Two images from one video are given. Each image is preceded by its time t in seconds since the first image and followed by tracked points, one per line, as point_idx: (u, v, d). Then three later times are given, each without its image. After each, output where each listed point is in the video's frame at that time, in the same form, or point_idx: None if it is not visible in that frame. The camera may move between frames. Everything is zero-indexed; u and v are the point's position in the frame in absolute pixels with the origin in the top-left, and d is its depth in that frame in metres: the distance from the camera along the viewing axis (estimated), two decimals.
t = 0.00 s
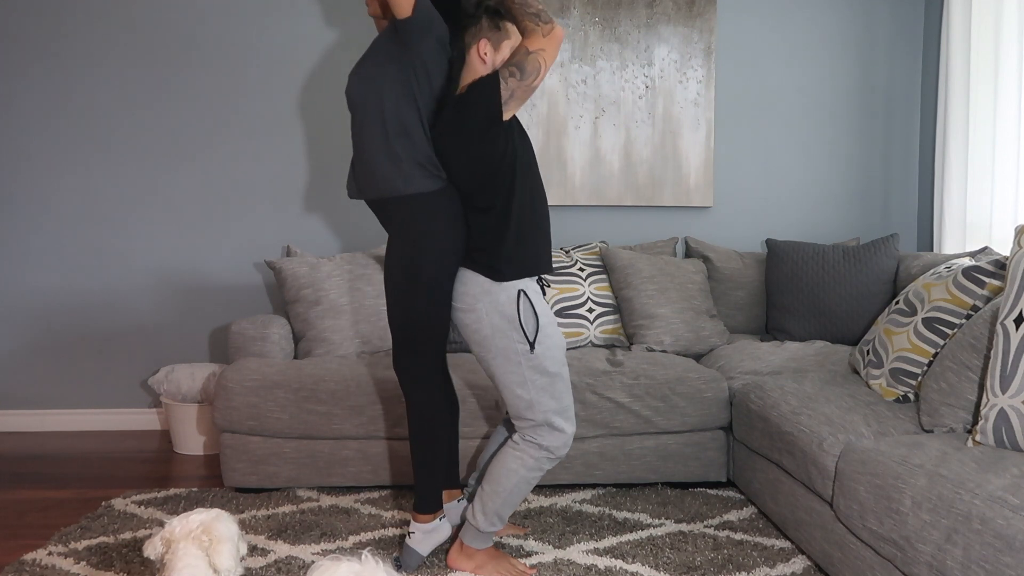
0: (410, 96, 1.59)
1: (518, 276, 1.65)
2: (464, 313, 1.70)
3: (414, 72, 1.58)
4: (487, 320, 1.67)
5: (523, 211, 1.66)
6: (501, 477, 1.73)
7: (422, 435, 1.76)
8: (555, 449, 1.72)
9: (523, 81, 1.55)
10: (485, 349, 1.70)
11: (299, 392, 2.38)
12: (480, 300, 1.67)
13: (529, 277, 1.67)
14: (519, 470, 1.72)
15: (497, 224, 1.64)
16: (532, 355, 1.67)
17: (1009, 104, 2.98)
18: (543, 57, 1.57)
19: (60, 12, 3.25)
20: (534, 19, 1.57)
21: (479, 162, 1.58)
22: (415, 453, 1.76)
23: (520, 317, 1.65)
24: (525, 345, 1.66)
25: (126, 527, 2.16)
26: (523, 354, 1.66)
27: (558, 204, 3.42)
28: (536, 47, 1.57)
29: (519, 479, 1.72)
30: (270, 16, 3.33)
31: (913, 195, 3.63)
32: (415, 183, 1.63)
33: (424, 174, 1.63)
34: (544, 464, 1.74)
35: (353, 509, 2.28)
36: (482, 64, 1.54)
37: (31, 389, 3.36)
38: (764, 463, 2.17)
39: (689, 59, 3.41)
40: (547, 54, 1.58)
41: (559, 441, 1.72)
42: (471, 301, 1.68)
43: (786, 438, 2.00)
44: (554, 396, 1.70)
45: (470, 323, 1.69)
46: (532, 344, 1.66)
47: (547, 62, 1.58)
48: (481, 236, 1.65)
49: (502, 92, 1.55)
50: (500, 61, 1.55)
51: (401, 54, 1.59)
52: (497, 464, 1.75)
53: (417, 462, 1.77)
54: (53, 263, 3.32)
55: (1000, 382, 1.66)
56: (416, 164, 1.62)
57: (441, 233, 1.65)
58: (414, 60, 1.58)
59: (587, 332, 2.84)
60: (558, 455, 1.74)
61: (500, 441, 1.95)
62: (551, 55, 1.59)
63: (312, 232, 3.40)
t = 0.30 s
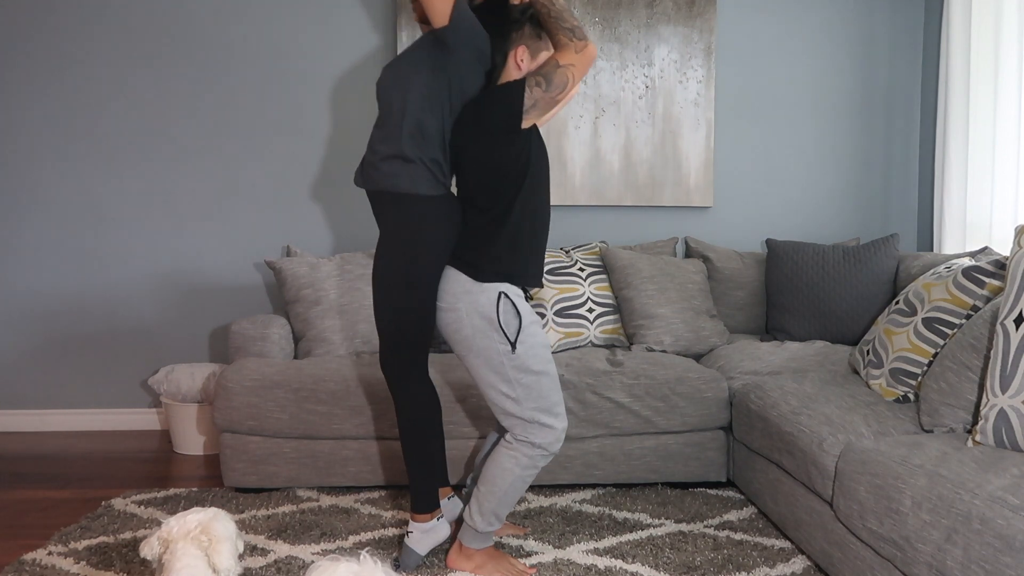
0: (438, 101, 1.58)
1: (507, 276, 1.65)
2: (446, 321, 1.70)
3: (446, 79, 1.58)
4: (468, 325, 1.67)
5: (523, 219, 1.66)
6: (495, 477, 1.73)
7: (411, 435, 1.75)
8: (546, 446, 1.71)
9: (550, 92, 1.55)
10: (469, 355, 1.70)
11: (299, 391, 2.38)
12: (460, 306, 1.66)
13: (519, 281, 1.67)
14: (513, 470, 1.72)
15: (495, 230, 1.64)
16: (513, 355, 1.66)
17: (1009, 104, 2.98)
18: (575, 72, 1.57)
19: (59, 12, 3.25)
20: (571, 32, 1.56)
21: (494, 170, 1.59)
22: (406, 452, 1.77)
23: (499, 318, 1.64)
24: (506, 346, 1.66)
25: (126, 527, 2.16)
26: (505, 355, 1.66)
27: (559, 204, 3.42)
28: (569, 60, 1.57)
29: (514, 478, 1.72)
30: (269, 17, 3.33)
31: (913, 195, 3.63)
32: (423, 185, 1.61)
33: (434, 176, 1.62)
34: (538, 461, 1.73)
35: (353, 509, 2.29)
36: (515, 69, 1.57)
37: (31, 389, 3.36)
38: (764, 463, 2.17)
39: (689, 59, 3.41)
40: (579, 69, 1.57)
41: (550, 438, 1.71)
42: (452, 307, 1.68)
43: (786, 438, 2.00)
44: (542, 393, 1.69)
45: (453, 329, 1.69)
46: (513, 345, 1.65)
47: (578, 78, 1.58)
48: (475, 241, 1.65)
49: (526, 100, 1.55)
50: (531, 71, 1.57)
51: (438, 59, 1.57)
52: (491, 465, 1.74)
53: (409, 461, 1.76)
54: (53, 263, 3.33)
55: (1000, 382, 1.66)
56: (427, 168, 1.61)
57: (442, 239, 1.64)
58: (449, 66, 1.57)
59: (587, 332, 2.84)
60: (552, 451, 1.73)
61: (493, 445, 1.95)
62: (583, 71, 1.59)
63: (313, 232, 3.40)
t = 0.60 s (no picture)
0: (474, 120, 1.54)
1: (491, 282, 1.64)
2: (431, 329, 1.68)
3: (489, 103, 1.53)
4: (452, 331, 1.64)
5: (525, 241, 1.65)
6: (492, 476, 1.72)
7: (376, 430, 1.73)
8: (540, 441, 1.71)
9: (588, 114, 1.54)
10: (455, 360, 1.68)
11: (299, 391, 2.38)
12: (444, 312, 1.64)
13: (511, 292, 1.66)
14: (511, 468, 1.71)
15: (497, 247, 1.63)
16: (500, 355, 1.64)
17: (1009, 104, 2.98)
18: (614, 97, 1.56)
19: (58, 13, 3.25)
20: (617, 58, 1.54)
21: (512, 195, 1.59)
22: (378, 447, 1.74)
23: (482, 321, 1.62)
24: (492, 346, 1.64)
25: (126, 527, 2.16)
26: (490, 357, 1.64)
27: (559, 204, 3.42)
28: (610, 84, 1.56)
29: (511, 476, 1.72)
30: (269, 16, 3.33)
31: (913, 195, 3.63)
32: (435, 194, 1.59)
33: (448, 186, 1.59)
34: (535, 457, 1.72)
35: (353, 509, 2.29)
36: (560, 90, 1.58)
37: (31, 389, 3.36)
38: (764, 463, 2.17)
39: (689, 59, 3.41)
40: (620, 94, 1.56)
41: (543, 433, 1.71)
42: (435, 314, 1.65)
43: (786, 438, 2.00)
44: (532, 390, 1.68)
45: (437, 336, 1.67)
46: (499, 344, 1.64)
47: (617, 104, 1.57)
48: (471, 251, 1.64)
49: (564, 119, 1.54)
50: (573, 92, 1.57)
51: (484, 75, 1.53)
52: (487, 465, 1.73)
53: (382, 457, 1.74)
54: (53, 263, 3.32)
55: (1000, 382, 1.67)
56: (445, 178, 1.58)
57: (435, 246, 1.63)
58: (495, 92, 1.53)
59: (587, 332, 2.84)
60: (548, 445, 1.73)
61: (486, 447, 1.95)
62: (623, 96, 1.57)
63: (313, 232, 3.40)
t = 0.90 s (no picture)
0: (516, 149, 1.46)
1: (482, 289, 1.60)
2: (408, 330, 1.61)
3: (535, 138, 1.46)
4: (430, 332, 1.58)
5: (530, 271, 1.61)
6: (484, 478, 1.73)
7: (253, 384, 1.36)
8: (528, 437, 1.70)
9: (624, 170, 1.49)
10: (435, 361, 1.63)
11: (298, 391, 2.38)
12: (421, 313, 1.57)
13: (504, 304, 1.63)
14: (502, 467, 1.71)
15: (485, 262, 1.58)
16: (480, 355, 1.60)
17: (1009, 104, 2.98)
18: (656, 161, 1.49)
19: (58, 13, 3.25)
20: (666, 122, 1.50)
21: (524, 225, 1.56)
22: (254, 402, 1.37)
23: (461, 322, 1.56)
24: (472, 347, 1.59)
25: (126, 527, 2.16)
26: (471, 357, 1.60)
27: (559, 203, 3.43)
28: (654, 147, 1.50)
29: (502, 475, 1.72)
30: (268, 16, 3.32)
31: (913, 195, 3.63)
32: (458, 207, 1.44)
33: (469, 204, 1.46)
34: (525, 454, 1.71)
35: (353, 510, 2.29)
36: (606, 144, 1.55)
37: (31, 389, 3.36)
38: (764, 463, 2.17)
39: (689, 59, 3.41)
40: (661, 160, 1.49)
41: (531, 429, 1.70)
42: (411, 315, 1.59)
43: (786, 438, 2.00)
44: (517, 387, 1.65)
45: (415, 336, 1.61)
46: (479, 345, 1.59)
47: (658, 169, 1.50)
48: (467, 261, 1.59)
49: (597, 169, 1.50)
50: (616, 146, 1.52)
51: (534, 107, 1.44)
52: (479, 467, 1.73)
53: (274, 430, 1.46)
54: (53, 263, 3.32)
55: (1000, 382, 1.66)
56: (471, 196, 1.45)
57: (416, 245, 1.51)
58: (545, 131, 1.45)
59: (587, 331, 2.84)
60: (536, 441, 1.72)
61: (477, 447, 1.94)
62: (665, 163, 1.50)
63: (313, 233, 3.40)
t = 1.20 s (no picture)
0: (537, 167, 1.46)
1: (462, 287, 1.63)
2: (384, 315, 1.66)
3: (561, 156, 1.46)
4: (406, 319, 1.63)
5: (512, 278, 1.65)
6: (466, 474, 1.75)
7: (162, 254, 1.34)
8: (503, 428, 1.74)
9: (627, 217, 1.50)
10: (410, 347, 1.68)
11: (298, 392, 2.38)
12: (398, 301, 1.62)
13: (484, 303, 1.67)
14: (482, 461, 1.74)
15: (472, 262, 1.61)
16: (455, 343, 1.65)
17: (1009, 104, 2.98)
18: (661, 219, 1.50)
19: (58, 13, 3.25)
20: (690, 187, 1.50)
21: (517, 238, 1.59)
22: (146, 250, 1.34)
23: (437, 310, 1.61)
24: (447, 335, 1.64)
25: (126, 527, 2.16)
26: (446, 346, 1.65)
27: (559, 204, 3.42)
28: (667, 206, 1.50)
29: (484, 471, 1.75)
30: (267, 15, 3.32)
31: (914, 195, 3.63)
32: (460, 207, 1.45)
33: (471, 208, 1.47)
34: (503, 448, 1.75)
35: (353, 510, 2.29)
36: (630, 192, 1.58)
37: (31, 389, 3.36)
38: (764, 463, 2.17)
39: (689, 59, 3.41)
40: (667, 220, 1.50)
41: (506, 420, 1.74)
42: (388, 301, 1.63)
43: (786, 438, 2.00)
44: (492, 377, 1.70)
45: (392, 324, 1.66)
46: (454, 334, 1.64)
47: (662, 228, 1.51)
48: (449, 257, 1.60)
49: (603, 207, 1.52)
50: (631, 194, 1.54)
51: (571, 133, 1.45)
52: (458, 458, 1.77)
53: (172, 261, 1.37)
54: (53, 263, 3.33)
55: (1000, 382, 1.66)
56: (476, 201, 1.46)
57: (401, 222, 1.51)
58: (571, 155, 1.46)
59: (587, 332, 2.84)
60: (512, 433, 1.76)
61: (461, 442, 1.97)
62: (671, 225, 1.50)
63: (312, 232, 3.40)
